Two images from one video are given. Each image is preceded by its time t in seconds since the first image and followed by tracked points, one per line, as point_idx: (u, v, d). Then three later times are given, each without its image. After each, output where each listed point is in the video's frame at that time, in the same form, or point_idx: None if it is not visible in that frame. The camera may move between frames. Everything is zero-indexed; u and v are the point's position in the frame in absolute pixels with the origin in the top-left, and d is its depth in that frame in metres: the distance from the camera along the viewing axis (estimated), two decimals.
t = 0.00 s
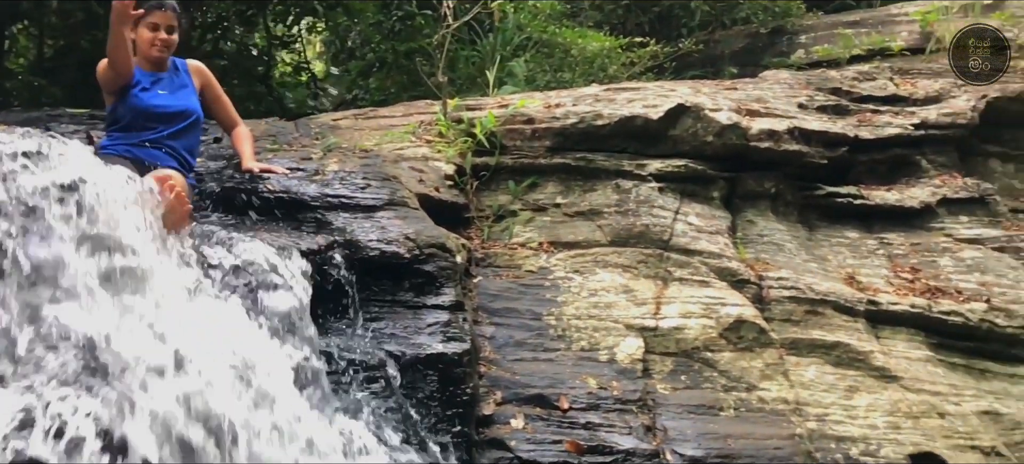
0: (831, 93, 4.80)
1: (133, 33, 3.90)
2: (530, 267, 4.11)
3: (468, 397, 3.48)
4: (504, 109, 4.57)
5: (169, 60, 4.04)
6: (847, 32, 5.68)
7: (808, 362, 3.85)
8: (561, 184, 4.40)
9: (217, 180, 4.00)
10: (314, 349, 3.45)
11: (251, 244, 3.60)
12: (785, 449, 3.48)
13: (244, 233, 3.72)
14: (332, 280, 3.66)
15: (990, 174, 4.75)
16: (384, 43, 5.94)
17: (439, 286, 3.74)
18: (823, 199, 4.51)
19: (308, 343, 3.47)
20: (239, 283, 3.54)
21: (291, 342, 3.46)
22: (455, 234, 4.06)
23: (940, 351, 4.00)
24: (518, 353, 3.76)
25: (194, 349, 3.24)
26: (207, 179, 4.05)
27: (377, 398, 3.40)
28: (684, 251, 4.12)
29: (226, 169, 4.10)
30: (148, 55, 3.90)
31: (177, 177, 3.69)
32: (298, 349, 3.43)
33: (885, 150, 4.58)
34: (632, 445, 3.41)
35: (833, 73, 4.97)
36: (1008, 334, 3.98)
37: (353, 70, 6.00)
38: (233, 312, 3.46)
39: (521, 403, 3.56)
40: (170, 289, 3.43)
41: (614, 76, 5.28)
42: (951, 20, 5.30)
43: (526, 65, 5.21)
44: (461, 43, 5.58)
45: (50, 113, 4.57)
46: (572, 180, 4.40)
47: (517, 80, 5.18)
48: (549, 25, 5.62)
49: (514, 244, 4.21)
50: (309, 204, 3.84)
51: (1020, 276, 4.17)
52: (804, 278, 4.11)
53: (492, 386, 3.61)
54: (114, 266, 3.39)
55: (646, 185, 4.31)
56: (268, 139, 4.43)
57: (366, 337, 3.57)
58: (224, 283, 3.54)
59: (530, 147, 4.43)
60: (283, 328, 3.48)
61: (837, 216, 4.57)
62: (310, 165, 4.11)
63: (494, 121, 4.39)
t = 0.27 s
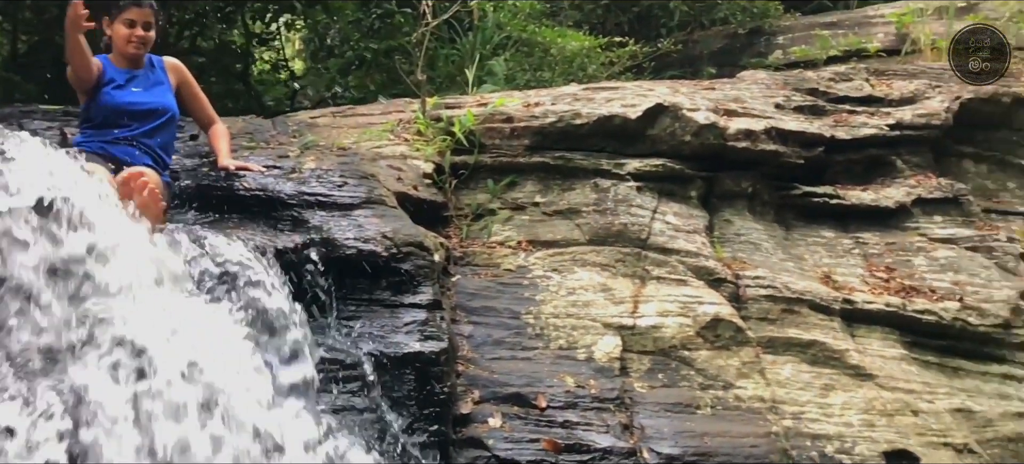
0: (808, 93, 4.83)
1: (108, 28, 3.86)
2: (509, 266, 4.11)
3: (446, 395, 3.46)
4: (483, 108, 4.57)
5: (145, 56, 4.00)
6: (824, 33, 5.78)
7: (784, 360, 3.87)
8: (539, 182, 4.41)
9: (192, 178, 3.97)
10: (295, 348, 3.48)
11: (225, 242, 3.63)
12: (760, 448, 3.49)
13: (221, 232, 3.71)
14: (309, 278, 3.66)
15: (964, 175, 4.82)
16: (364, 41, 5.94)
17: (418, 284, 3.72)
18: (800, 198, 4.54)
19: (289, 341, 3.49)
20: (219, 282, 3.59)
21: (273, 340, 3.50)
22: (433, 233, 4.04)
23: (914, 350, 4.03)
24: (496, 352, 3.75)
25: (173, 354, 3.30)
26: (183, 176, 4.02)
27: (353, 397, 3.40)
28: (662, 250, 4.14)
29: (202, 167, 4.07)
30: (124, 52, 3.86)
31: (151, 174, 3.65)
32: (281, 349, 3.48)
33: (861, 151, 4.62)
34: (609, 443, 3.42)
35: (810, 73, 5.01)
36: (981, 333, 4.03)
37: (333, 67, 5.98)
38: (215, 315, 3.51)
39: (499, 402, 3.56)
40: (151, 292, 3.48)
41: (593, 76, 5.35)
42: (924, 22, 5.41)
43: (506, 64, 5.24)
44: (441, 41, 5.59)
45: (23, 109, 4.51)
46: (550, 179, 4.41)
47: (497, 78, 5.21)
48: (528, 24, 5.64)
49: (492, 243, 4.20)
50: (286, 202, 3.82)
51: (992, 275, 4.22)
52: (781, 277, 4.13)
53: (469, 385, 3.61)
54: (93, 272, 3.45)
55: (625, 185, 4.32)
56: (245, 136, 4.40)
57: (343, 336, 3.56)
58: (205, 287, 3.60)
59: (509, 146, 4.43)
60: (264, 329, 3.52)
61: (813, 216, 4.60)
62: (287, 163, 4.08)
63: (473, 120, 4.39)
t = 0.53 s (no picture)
0: (783, 93, 4.87)
1: (81, 24, 3.83)
2: (486, 264, 4.10)
3: (420, 394, 3.46)
4: (460, 105, 4.56)
5: (118, 53, 3.96)
6: (800, 33, 5.85)
7: (759, 358, 3.89)
8: (516, 180, 4.41)
9: (165, 175, 3.94)
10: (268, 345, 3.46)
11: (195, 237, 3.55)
12: (735, 445, 3.51)
13: (192, 228, 3.67)
14: (283, 276, 3.63)
15: (936, 174, 4.87)
16: (341, 38, 5.90)
17: (392, 283, 3.71)
18: (775, 197, 4.58)
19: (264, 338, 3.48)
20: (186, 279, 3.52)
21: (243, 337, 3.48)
22: (409, 231, 4.03)
23: (886, 347, 4.07)
24: (472, 350, 3.75)
25: (139, 347, 3.19)
26: (155, 173, 3.98)
27: (327, 395, 3.42)
28: (638, 248, 4.15)
29: (174, 164, 4.04)
30: (95, 47, 3.82)
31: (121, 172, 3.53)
32: (250, 348, 3.46)
33: (835, 150, 4.66)
34: (585, 441, 3.43)
35: (785, 73, 5.05)
36: (952, 330, 4.07)
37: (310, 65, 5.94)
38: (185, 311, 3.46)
39: (475, 400, 3.55)
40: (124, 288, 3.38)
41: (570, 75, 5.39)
42: (898, 22, 5.51)
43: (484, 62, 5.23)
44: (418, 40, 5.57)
45: None
46: (527, 177, 4.41)
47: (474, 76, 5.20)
48: (506, 22, 5.66)
49: (469, 241, 4.20)
50: (259, 200, 3.80)
51: (963, 273, 4.27)
52: (755, 275, 4.16)
53: (445, 384, 3.60)
54: (55, 263, 3.33)
55: (601, 183, 4.33)
56: (219, 134, 4.37)
57: (317, 334, 3.55)
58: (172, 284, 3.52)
59: (486, 144, 4.43)
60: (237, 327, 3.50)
61: (788, 215, 4.64)
62: (261, 160, 4.06)
63: (450, 117, 4.39)
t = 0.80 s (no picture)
0: (760, 91, 4.90)
1: (52, 19, 3.79)
2: (463, 261, 4.10)
3: (396, 391, 3.45)
4: (438, 102, 4.55)
5: (91, 48, 3.92)
6: (776, 31, 5.93)
7: (734, 354, 3.91)
8: (494, 177, 4.41)
9: (138, 171, 3.92)
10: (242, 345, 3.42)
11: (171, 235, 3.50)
12: (711, 440, 3.52)
13: (165, 225, 3.64)
14: (257, 274, 3.61)
15: (910, 171, 4.93)
16: (318, 34, 5.85)
17: (368, 280, 3.70)
18: (751, 194, 4.60)
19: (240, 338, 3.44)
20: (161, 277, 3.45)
21: (221, 335, 3.43)
22: (386, 228, 4.02)
23: (861, 342, 4.10)
24: (449, 347, 3.74)
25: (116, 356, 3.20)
26: (128, 170, 3.95)
27: (303, 391, 3.41)
28: (615, 245, 4.16)
29: (148, 161, 4.01)
30: (67, 42, 3.78)
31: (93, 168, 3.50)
32: (224, 347, 3.41)
33: (811, 147, 4.70)
34: (562, 437, 3.44)
35: (762, 71, 5.08)
36: (925, 325, 4.10)
37: (287, 61, 5.91)
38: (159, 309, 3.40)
39: (452, 397, 3.55)
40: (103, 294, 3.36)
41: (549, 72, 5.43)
42: (873, 21, 5.55)
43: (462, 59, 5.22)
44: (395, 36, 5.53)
45: None
46: (505, 174, 4.41)
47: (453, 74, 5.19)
48: (484, 19, 5.66)
49: (446, 238, 4.19)
50: (234, 196, 3.77)
51: (936, 269, 4.31)
52: (732, 271, 4.18)
53: (422, 381, 3.59)
54: (33, 272, 3.33)
55: (579, 180, 4.34)
56: (194, 130, 4.34)
57: (292, 331, 3.54)
58: (144, 281, 3.44)
59: (464, 140, 4.42)
60: (211, 326, 3.45)
61: (764, 212, 4.67)
62: (236, 157, 4.04)
63: (427, 114, 4.38)
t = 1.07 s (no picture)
0: (734, 88, 4.94)
1: (20, 11, 3.73)
2: (439, 258, 4.08)
3: (371, 389, 3.43)
4: (413, 98, 4.54)
5: (60, 41, 3.86)
6: (750, 30, 6.00)
7: (708, 350, 3.93)
8: (469, 174, 4.40)
9: (108, 167, 3.88)
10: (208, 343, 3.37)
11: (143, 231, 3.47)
12: (685, 435, 3.54)
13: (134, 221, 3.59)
14: (228, 270, 3.56)
15: (882, 169, 4.99)
16: (293, 30, 5.79)
17: (341, 276, 3.68)
18: (726, 191, 4.62)
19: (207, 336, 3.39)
20: (126, 275, 3.41)
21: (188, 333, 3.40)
22: (360, 224, 4.00)
23: (833, 338, 4.14)
24: (424, 344, 3.73)
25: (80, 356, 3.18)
26: (99, 165, 3.91)
27: (274, 391, 3.33)
28: (590, 242, 4.17)
29: (118, 156, 3.96)
30: (35, 35, 3.73)
31: (59, 163, 3.51)
32: (191, 344, 3.37)
33: (785, 144, 4.73)
34: (537, 433, 3.44)
35: (736, 68, 5.11)
36: (896, 321, 4.14)
37: (261, 57, 5.88)
38: (126, 308, 3.36)
39: (426, 394, 3.54)
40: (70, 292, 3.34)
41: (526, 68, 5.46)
42: (847, 20, 5.60)
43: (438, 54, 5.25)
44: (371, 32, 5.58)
45: None
46: (480, 171, 4.41)
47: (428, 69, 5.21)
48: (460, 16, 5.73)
49: (422, 234, 4.17)
50: (205, 192, 3.73)
51: (907, 265, 4.35)
52: (706, 267, 4.20)
53: (396, 378, 3.58)
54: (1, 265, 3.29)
55: (554, 177, 4.34)
56: (166, 126, 4.29)
57: (264, 329, 3.49)
58: (113, 276, 3.41)
59: (440, 136, 4.41)
60: (178, 323, 3.41)
61: (739, 209, 4.70)
62: (208, 152, 4.00)
63: (402, 110, 4.36)
